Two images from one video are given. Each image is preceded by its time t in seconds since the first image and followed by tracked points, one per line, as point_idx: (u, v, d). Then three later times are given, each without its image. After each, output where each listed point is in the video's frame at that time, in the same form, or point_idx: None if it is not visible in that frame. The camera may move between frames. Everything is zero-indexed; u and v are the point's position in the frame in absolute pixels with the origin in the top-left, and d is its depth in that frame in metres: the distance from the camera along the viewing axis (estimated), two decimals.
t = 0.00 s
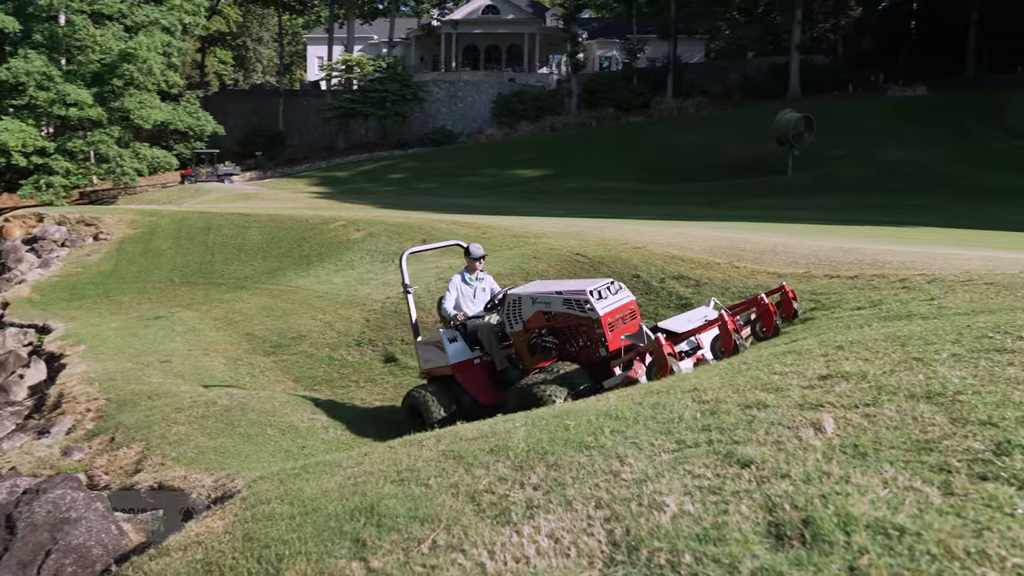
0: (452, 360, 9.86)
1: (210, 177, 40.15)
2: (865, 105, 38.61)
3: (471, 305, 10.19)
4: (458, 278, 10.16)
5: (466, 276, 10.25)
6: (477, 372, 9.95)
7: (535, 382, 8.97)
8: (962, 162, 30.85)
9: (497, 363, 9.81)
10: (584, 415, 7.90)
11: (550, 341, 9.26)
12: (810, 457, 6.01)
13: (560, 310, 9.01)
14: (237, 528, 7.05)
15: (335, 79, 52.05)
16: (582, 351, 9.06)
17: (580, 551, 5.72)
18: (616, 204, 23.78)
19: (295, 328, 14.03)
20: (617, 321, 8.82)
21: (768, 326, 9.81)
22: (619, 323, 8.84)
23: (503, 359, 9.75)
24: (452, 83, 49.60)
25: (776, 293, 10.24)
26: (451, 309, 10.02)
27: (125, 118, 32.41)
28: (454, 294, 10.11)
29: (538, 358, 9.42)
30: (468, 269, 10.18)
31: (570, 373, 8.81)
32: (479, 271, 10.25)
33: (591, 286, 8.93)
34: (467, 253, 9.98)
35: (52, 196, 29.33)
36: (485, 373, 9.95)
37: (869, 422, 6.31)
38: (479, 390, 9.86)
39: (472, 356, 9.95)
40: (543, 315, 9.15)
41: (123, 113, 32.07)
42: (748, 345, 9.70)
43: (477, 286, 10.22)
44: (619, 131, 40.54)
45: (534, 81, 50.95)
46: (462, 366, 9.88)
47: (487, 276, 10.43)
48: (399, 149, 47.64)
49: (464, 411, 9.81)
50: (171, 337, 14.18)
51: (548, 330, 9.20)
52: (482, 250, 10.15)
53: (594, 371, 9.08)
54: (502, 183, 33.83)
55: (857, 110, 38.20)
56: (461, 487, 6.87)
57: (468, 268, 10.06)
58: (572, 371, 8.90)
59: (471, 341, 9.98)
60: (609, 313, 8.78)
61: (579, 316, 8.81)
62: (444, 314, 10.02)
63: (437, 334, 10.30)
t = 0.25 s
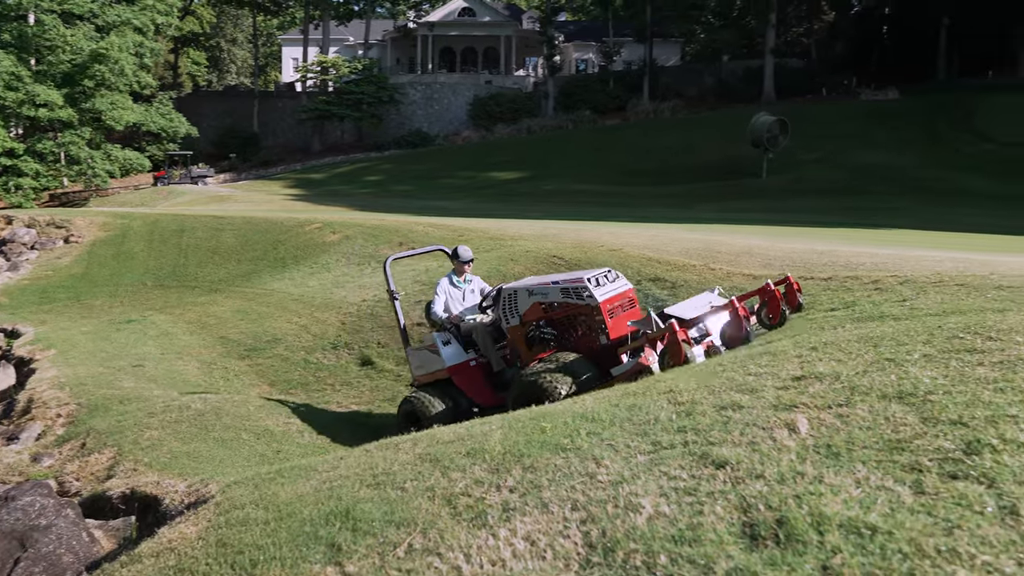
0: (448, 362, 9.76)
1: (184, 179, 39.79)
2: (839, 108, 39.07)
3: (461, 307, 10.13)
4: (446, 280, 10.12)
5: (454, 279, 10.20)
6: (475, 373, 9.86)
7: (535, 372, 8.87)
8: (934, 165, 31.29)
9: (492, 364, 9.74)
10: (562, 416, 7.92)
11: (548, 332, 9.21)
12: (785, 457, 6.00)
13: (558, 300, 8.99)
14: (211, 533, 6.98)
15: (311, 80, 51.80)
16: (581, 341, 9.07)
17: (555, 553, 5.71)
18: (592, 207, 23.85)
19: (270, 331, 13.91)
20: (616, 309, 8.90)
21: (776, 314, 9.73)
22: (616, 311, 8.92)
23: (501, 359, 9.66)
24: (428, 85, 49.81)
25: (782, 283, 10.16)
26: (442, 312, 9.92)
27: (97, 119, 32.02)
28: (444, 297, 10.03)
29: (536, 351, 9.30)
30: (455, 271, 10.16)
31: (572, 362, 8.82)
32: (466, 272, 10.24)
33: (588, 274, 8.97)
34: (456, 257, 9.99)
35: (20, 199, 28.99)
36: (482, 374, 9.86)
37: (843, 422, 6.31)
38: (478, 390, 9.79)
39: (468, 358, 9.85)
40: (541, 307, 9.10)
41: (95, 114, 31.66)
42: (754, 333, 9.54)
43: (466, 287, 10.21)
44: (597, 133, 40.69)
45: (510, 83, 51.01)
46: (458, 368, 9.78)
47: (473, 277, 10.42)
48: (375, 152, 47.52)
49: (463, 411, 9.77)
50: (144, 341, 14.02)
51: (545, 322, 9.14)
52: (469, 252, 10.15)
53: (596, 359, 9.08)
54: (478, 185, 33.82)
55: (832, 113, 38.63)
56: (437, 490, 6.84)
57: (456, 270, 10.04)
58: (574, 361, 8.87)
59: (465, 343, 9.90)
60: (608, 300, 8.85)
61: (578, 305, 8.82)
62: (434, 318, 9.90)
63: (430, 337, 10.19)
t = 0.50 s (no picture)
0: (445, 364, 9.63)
1: (157, 182, 39.42)
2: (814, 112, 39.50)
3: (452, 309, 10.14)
4: (436, 284, 10.11)
5: (443, 282, 10.20)
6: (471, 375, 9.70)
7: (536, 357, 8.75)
8: (907, 168, 31.76)
9: (489, 365, 9.61)
10: (538, 420, 7.90)
11: (547, 324, 9.17)
12: (759, 458, 6.03)
13: (554, 290, 8.98)
14: (183, 540, 6.92)
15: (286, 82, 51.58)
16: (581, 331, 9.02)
17: (532, 556, 5.71)
18: (567, 210, 23.93)
19: (245, 335, 13.79)
20: (616, 296, 8.85)
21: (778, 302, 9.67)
22: (618, 299, 8.87)
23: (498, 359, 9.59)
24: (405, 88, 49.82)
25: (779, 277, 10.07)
26: (434, 316, 9.90)
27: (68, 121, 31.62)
28: (435, 300, 10.01)
29: (535, 344, 9.22)
30: (445, 275, 10.14)
31: (576, 351, 8.78)
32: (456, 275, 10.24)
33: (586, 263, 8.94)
34: (445, 259, 9.94)
35: None
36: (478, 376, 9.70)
37: (817, 424, 6.34)
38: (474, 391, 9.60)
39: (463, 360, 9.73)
40: (538, 299, 9.08)
41: (66, 116, 31.22)
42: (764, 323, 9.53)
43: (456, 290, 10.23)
44: (575, 136, 40.82)
45: (487, 86, 51.07)
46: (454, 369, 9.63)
47: (463, 280, 10.43)
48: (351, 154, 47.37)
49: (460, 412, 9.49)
50: (116, 346, 13.84)
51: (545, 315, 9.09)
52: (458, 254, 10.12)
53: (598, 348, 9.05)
54: (455, 189, 33.79)
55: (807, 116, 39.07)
56: (413, 494, 6.80)
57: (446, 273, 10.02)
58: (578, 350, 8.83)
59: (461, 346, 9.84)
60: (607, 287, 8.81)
61: (577, 293, 8.79)
62: (427, 322, 9.86)
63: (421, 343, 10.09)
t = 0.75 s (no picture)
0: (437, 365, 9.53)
1: (122, 186, 38.89)
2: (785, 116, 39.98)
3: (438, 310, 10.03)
4: (423, 285, 9.96)
5: (430, 283, 10.06)
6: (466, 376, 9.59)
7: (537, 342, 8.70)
8: (875, 173, 32.27)
9: (481, 365, 9.46)
10: (509, 424, 7.88)
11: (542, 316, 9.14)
12: (728, 461, 6.03)
13: (548, 281, 9.01)
14: (149, 550, 6.87)
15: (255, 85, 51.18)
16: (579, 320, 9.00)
17: (503, 562, 5.70)
18: (537, 214, 23.99)
19: (213, 341, 13.63)
20: (612, 283, 8.87)
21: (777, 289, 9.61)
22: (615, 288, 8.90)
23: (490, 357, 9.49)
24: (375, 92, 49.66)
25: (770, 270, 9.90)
26: (421, 317, 9.76)
27: (31, 124, 31.08)
28: (421, 302, 9.87)
29: (531, 336, 9.17)
30: (432, 275, 9.99)
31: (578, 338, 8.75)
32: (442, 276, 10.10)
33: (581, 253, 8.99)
34: (431, 260, 9.78)
35: None
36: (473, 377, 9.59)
37: (784, 426, 6.34)
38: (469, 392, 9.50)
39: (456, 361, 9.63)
40: (532, 290, 9.08)
41: (29, 118, 30.67)
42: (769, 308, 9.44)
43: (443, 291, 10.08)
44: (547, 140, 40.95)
45: (458, 91, 51.09)
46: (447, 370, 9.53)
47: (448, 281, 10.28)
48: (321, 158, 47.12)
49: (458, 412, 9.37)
50: (80, 352, 13.62)
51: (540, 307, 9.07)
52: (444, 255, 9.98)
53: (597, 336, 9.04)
54: (426, 193, 33.73)
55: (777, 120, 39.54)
56: (383, 500, 6.72)
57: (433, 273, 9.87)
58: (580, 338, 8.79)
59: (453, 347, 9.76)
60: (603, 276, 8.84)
61: (573, 281, 8.80)
62: (415, 324, 9.73)
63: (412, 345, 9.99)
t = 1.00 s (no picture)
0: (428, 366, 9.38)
1: (84, 193, 38.24)
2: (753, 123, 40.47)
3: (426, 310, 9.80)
4: (409, 286, 9.75)
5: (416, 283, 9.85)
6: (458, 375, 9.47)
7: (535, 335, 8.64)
8: (840, 180, 32.79)
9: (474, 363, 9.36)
10: (478, 432, 7.84)
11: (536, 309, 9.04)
12: (695, 466, 6.06)
13: (541, 273, 8.94)
14: (110, 565, 6.80)
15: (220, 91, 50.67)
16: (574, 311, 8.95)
17: (471, 571, 5.68)
18: (505, 221, 23.99)
19: (177, 350, 13.44)
20: (607, 272, 8.83)
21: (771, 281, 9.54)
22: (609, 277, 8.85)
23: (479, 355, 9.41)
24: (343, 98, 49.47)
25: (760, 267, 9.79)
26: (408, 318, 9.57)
27: None
28: (409, 302, 9.66)
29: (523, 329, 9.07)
30: (418, 275, 9.79)
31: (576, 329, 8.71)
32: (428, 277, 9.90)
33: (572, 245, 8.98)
34: (417, 259, 9.58)
35: None
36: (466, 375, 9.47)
37: (750, 432, 6.39)
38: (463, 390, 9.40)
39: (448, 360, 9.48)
40: (525, 283, 9.02)
41: None
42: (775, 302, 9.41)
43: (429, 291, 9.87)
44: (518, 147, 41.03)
45: (427, 97, 51.01)
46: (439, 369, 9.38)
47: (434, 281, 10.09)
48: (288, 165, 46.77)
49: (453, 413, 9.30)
50: (39, 363, 13.34)
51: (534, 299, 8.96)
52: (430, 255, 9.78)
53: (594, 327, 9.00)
54: (394, 200, 33.62)
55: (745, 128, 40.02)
56: (350, 510, 6.66)
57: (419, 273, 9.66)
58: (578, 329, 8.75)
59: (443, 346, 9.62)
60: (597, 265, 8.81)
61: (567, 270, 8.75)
62: (403, 324, 9.54)
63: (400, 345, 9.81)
